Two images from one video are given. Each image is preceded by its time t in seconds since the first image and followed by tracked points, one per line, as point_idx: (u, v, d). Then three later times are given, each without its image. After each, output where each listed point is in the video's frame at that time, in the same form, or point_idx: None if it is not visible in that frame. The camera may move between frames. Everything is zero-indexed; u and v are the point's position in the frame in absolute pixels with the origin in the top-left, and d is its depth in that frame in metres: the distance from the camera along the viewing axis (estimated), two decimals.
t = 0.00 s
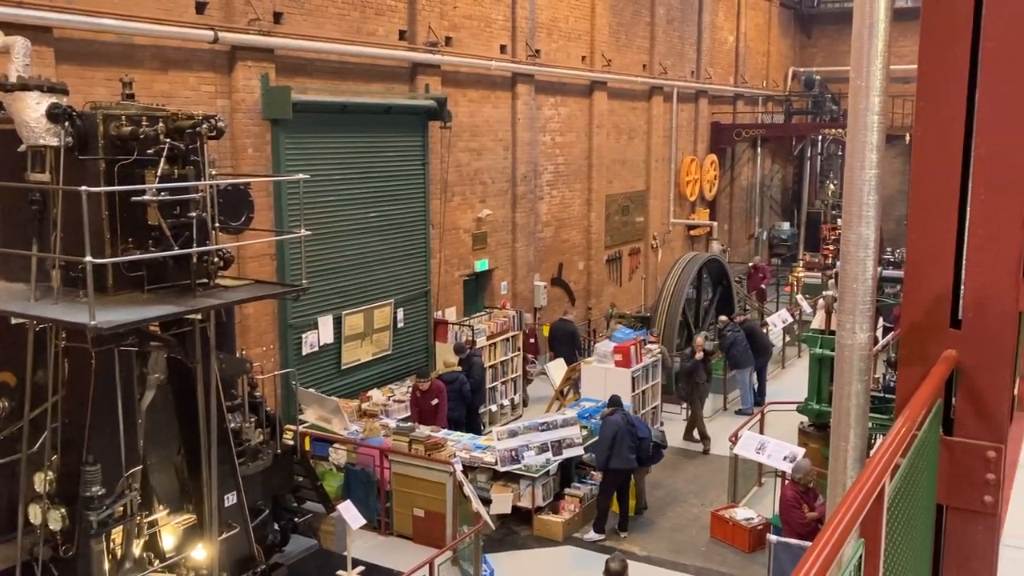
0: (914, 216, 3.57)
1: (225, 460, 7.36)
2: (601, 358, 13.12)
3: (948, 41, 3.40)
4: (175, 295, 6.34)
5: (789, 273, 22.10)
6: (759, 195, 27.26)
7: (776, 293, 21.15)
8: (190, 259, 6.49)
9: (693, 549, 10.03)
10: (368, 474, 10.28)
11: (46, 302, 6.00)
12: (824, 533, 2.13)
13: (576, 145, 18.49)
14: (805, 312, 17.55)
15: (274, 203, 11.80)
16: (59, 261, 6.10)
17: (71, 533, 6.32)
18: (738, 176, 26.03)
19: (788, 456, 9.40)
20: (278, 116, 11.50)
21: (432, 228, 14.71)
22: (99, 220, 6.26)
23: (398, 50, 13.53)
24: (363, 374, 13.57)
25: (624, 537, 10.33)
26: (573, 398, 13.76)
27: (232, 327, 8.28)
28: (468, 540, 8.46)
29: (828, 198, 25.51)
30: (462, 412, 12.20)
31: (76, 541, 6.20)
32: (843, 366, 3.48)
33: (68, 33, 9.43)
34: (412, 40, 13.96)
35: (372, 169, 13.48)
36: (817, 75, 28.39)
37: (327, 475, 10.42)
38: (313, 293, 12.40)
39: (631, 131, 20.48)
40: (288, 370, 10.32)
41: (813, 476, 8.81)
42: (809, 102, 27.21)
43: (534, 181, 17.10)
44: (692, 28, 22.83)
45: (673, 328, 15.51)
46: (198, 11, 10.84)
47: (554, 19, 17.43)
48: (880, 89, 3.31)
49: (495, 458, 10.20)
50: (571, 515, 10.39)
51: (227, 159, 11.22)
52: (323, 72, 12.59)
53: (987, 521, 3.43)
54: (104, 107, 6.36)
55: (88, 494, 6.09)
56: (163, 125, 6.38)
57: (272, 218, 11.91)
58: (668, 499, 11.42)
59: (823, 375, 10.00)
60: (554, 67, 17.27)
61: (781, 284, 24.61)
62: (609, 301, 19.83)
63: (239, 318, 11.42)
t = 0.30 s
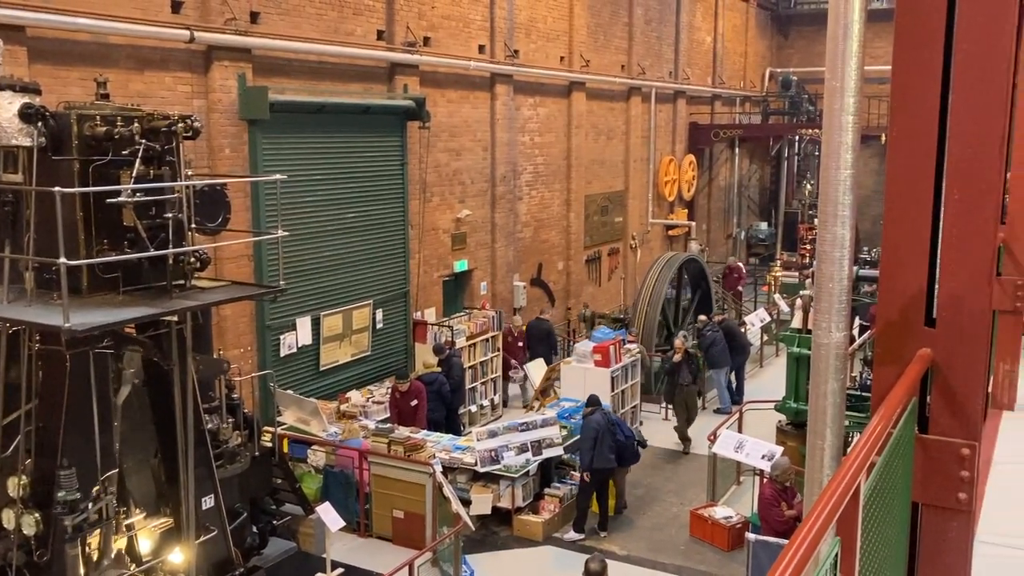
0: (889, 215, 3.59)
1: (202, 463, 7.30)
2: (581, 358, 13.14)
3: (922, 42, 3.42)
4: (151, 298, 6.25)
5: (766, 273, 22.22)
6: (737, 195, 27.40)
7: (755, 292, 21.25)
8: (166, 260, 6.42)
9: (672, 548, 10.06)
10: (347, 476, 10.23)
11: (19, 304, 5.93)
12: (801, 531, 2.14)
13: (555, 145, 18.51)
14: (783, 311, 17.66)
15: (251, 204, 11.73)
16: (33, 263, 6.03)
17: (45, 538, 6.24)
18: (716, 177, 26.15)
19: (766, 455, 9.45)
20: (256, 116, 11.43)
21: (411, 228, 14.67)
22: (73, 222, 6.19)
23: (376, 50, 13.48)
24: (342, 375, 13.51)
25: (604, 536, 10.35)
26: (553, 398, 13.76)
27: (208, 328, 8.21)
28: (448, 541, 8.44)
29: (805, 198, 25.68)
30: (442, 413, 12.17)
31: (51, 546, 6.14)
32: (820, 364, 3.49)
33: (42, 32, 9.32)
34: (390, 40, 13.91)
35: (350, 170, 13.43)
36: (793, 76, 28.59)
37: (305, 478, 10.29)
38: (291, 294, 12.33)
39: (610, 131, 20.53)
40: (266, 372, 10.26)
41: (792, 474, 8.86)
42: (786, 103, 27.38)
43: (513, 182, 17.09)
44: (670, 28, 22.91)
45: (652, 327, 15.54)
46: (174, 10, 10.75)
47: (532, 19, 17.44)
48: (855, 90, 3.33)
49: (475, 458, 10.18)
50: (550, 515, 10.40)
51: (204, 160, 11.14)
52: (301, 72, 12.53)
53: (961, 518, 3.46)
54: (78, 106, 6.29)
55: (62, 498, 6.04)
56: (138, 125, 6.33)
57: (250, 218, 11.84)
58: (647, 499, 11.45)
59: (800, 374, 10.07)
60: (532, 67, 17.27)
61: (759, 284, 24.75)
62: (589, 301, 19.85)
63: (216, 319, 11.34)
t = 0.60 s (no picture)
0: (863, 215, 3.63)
1: (177, 466, 7.24)
2: (559, 358, 13.16)
3: (894, 43, 3.45)
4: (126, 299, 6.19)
5: (742, 272, 22.36)
6: (713, 195, 27.56)
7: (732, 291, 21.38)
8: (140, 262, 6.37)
9: (650, 547, 10.09)
10: (324, 477, 10.19)
11: None
12: (775, 530, 2.14)
13: (533, 145, 18.53)
14: (759, 310, 17.78)
15: (227, 204, 11.65)
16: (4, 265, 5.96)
17: (18, 543, 6.11)
18: (693, 176, 26.28)
19: (743, 453, 9.49)
20: (231, 115, 11.35)
21: (388, 228, 14.63)
22: (46, 223, 6.12)
23: (353, 50, 13.43)
24: (319, 376, 13.43)
25: (582, 536, 10.37)
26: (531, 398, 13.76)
27: (183, 330, 8.14)
28: (426, 542, 8.43)
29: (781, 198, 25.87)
30: (420, 413, 12.12)
31: (23, 550, 6.01)
32: (794, 363, 3.51)
33: (13, 30, 9.21)
34: (367, 40, 13.86)
35: (327, 170, 13.36)
36: (769, 77, 28.80)
37: (283, 479, 10.32)
38: (267, 295, 12.25)
39: (587, 131, 20.58)
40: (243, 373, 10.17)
41: (768, 472, 8.91)
42: (761, 103, 27.56)
43: (490, 182, 17.08)
44: (647, 29, 23.00)
45: (630, 326, 15.59)
46: (147, 9, 10.65)
47: (509, 19, 17.44)
48: (828, 90, 3.35)
49: (453, 459, 10.16)
50: (529, 515, 10.41)
51: (179, 160, 11.05)
52: (276, 72, 12.46)
53: (933, 515, 3.48)
54: (50, 106, 6.23)
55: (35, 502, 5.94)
56: (112, 125, 6.27)
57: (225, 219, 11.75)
58: (625, 498, 11.48)
59: (776, 372, 10.13)
60: (510, 67, 17.28)
61: (736, 284, 24.90)
62: (567, 301, 19.88)
63: (191, 320, 11.25)
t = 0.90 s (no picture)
0: (833, 214, 3.66)
1: (149, 468, 7.18)
2: (534, 358, 13.17)
3: (864, 44, 3.49)
4: (96, 300, 6.14)
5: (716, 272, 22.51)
6: (687, 195, 27.71)
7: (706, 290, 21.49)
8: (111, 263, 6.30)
9: (626, 545, 10.13)
10: (298, 479, 10.13)
11: None
12: (746, 528, 2.16)
13: (508, 145, 18.53)
14: (733, 309, 17.91)
15: (199, 205, 11.56)
16: None
17: None
18: (666, 177, 26.40)
19: (717, 451, 9.54)
20: (203, 115, 11.27)
21: (362, 229, 14.57)
22: (13, 224, 6.06)
23: (326, 50, 13.37)
24: (293, 378, 13.35)
25: (558, 535, 10.39)
26: (507, 398, 13.77)
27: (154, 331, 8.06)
28: (402, 543, 8.41)
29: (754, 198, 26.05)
30: (396, 414, 12.08)
31: None
32: (766, 363, 3.54)
33: None
34: (340, 39, 13.80)
35: (300, 170, 13.28)
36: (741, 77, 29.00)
37: (257, 482, 10.31)
38: (240, 296, 12.16)
39: (562, 132, 20.61)
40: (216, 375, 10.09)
41: (742, 470, 8.98)
42: (734, 104, 27.74)
43: (465, 182, 17.05)
44: (620, 29, 23.07)
45: (604, 327, 15.64)
46: (117, 8, 10.53)
47: (483, 19, 17.42)
48: (800, 91, 3.37)
49: (428, 460, 10.14)
50: (504, 515, 10.41)
51: (150, 160, 10.94)
52: (249, 71, 12.37)
53: (903, 512, 3.51)
54: (18, 105, 6.16)
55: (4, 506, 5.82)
56: (80, 125, 6.18)
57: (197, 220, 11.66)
58: (600, 497, 11.51)
59: (750, 371, 10.20)
60: (484, 67, 17.26)
61: (710, 283, 25.06)
62: (542, 301, 19.89)
63: (163, 322, 11.14)
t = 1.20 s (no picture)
0: (800, 214, 3.69)
1: (117, 471, 7.07)
2: (507, 358, 13.15)
3: (831, 44, 3.52)
4: (63, 301, 6.05)
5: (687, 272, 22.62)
6: (659, 195, 27.85)
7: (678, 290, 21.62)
8: (78, 264, 6.22)
9: (599, 544, 10.16)
10: (270, 481, 10.06)
11: None
12: (716, 523, 2.17)
13: (480, 145, 18.52)
14: (704, 308, 18.01)
15: (168, 205, 11.44)
16: None
17: None
18: (639, 177, 26.52)
19: (689, 449, 9.58)
20: (172, 115, 11.16)
21: (334, 229, 14.50)
22: None
23: (296, 49, 13.28)
24: (264, 380, 13.25)
25: (532, 535, 10.39)
26: (480, 399, 13.74)
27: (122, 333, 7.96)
28: (374, 545, 8.38)
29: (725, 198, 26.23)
30: (368, 416, 12.02)
31: None
32: (734, 362, 3.56)
33: None
34: (311, 38, 13.72)
35: (271, 170, 13.19)
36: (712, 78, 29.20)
37: (227, 484, 10.21)
38: (209, 297, 12.05)
39: (534, 132, 20.63)
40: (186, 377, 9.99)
41: (714, 468, 9.02)
42: (706, 104, 27.92)
43: (437, 182, 17.00)
44: (592, 30, 23.14)
45: (577, 327, 15.67)
46: (83, 6, 10.39)
47: (455, 19, 17.39)
48: (766, 91, 3.39)
49: (401, 461, 10.11)
50: (477, 515, 10.40)
51: (118, 160, 10.81)
52: (219, 70, 12.27)
53: (870, 509, 3.55)
54: None
55: None
56: (46, 125, 6.10)
57: (166, 220, 11.55)
58: (574, 496, 11.53)
59: (721, 370, 10.25)
60: (456, 67, 17.23)
61: (682, 283, 25.20)
62: (515, 301, 19.87)
63: (132, 323, 11.02)
